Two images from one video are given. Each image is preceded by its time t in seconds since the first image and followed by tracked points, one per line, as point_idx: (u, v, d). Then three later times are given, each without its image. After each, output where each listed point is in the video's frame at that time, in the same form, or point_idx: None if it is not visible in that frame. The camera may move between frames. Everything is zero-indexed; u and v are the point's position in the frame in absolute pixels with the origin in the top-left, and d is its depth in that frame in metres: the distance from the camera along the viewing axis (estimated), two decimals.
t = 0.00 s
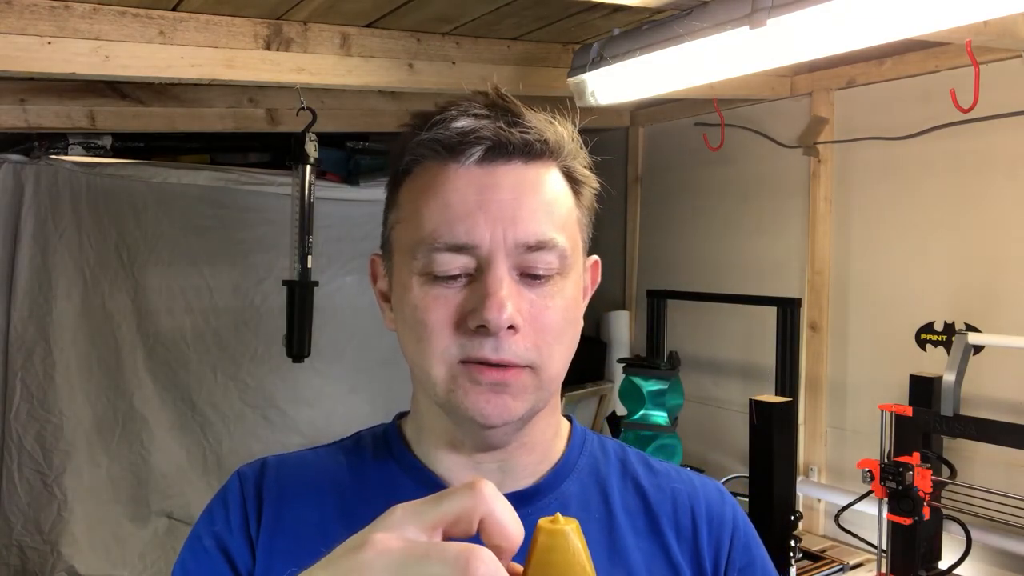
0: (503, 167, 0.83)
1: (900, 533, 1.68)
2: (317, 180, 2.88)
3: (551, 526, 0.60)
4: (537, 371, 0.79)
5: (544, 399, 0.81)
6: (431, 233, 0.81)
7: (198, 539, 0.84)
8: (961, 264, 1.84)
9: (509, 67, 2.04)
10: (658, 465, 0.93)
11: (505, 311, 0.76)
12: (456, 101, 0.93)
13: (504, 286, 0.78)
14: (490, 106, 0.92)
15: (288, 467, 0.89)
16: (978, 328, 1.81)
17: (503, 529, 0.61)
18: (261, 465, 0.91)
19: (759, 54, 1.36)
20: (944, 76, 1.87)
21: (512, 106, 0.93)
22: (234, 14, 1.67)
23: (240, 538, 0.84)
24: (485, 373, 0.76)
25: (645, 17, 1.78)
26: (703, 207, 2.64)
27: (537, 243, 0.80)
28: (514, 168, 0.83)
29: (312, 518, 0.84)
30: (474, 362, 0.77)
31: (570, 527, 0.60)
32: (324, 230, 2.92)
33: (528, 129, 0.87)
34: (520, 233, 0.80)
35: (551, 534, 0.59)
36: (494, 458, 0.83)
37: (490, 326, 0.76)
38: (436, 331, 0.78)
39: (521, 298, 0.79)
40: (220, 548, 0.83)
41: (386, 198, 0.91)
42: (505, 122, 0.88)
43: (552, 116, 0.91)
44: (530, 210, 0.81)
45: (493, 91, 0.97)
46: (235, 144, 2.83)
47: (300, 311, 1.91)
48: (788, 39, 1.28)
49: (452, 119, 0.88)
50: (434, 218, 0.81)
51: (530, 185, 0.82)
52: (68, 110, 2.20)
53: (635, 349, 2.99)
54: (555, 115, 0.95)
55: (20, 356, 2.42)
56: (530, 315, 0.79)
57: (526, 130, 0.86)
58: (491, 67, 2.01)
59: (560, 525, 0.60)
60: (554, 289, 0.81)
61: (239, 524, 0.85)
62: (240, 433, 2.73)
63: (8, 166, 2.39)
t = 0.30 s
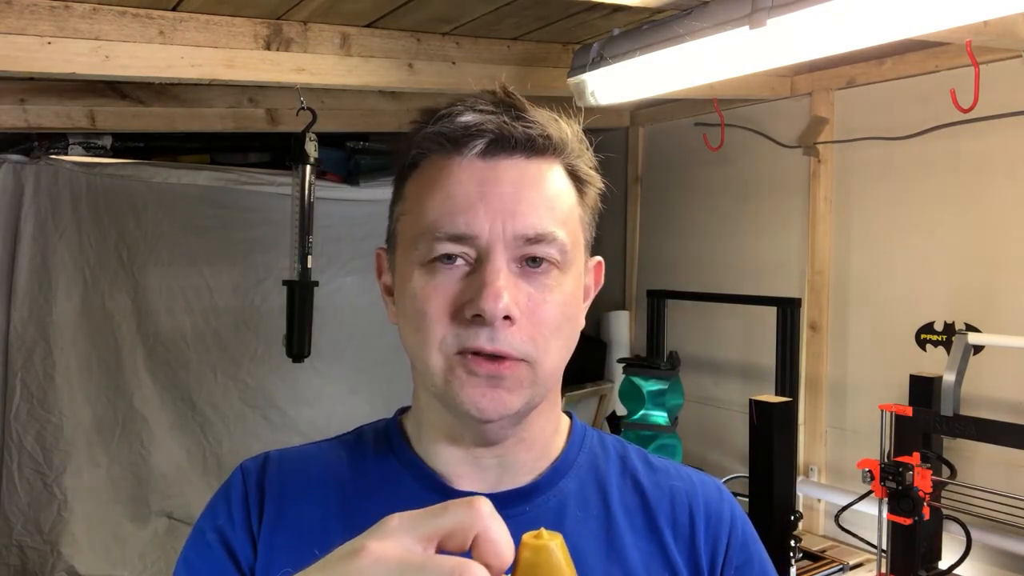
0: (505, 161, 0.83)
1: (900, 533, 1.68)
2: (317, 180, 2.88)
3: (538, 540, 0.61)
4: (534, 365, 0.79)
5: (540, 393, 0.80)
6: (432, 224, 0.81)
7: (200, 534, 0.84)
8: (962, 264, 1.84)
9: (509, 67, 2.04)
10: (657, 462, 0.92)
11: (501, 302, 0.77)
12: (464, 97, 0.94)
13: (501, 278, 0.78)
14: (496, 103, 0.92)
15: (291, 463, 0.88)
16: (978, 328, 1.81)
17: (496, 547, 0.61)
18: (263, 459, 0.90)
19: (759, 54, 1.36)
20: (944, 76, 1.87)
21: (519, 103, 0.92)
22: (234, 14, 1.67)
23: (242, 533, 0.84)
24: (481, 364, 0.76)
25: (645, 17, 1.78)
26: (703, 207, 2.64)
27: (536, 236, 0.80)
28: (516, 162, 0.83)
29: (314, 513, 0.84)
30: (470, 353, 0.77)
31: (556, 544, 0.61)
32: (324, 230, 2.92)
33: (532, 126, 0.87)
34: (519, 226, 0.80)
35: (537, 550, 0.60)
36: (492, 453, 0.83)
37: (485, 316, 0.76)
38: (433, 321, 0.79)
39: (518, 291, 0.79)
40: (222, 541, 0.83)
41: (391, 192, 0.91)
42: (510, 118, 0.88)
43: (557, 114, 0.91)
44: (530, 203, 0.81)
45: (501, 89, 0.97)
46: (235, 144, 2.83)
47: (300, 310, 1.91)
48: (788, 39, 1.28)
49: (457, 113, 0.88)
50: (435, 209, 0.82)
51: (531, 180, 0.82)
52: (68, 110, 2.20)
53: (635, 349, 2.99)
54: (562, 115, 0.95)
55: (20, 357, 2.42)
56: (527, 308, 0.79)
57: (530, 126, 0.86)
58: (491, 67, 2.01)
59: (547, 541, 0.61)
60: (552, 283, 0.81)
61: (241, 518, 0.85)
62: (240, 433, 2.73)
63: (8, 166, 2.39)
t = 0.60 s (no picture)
0: (511, 162, 0.83)
1: (900, 534, 1.68)
2: (317, 180, 2.88)
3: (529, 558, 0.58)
4: (537, 366, 0.79)
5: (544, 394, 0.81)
6: (437, 225, 0.81)
7: (210, 527, 0.84)
8: (962, 263, 1.84)
9: (509, 68, 2.04)
10: (663, 461, 0.92)
11: (503, 304, 0.77)
12: (472, 97, 0.93)
13: (504, 280, 0.79)
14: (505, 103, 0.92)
15: (301, 458, 0.88)
16: (978, 328, 1.81)
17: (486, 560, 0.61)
18: (273, 453, 0.91)
19: (758, 54, 1.36)
20: (944, 76, 1.87)
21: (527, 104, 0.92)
22: (234, 14, 1.67)
23: (251, 526, 0.85)
24: (483, 364, 0.77)
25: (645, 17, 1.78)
26: (703, 207, 2.64)
27: (541, 238, 0.80)
28: (522, 164, 0.83)
29: (321, 509, 0.84)
30: (473, 353, 0.77)
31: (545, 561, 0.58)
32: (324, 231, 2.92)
33: (539, 127, 0.87)
34: (524, 227, 0.80)
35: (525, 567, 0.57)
36: (497, 451, 0.83)
37: (488, 317, 0.77)
38: (437, 321, 0.79)
39: (521, 292, 0.79)
40: (230, 535, 0.84)
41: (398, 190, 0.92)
42: (517, 119, 0.88)
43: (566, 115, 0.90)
44: (536, 205, 0.81)
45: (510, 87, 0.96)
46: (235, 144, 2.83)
47: (300, 311, 1.91)
48: (788, 39, 1.28)
49: (465, 114, 0.88)
50: (440, 210, 0.82)
51: (537, 181, 0.82)
52: (68, 110, 2.20)
53: (635, 349, 2.99)
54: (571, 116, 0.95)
55: (20, 357, 2.42)
56: (530, 309, 0.79)
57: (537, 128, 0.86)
58: (491, 67, 2.01)
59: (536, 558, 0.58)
60: (556, 284, 0.81)
61: (250, 513, 0.86)
62: (240, 433, 2.73)
63: (8, 166, 2.39)
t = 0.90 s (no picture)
0: (508, 179, 0.81)
1: (900, 534, 1.68)
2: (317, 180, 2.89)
3: None
4: (542, 381, 0.80)
5: (550, 403, 0.83)
6: (436, 246, 0.81)
7: (221, 522, 0.84)
8: (962, 264, 1.84)
9: (509, 67, 2.04)
10: (668, 459, 0.92)
11: (508, 327, 0.78)
12: (462, 102, 0.90)
13: (508, 301, 0.79)
14: (496, 110, 0.88)
15: (312, 456, 0.88)
16: (978, 328, 1.81)
17: None
18: (284, 449, 0.90)
19: (758, 54, 1.36)
20: (944, 76, 1.87)
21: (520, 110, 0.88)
22: (234, 14, 1.67)
23: (261, 521, 0.84)
24: (489, 386, 0.78)
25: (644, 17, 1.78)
26: (703, 207, 2.64)
27: (543, 256, 0.80)
28: (519, 179, 0.81)
29: (332, 507, 0.84)
30: (479, 375, 0.79)
31: None
32: (324, 230, 2.91)
33: (534, 138, 0.84)
34: (525, 247, 0.79)
35: None
36: (504, 453, 0.84)
37: (493, 342, 0.78)
38: (442, 343, 0.80)
39: (525, 310, 0.80)
40: (241, 529, 0.84)
41: (393, 199, 0.90)
42: (511, 131, 0.84)
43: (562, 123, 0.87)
44: (535, 223, 0.80)
45: (501, 86, 0.93)
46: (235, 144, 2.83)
47: (300, 311, 1.91)
48: (788, 39, 1.28)
49: (457, 127, 0.85)
50: (439, 231, 0.81)
51: (536, 197, 0.80)
52: (68, 110, 2.20)
53: (635, 349, 2.99)
54: (563, 114, 0.92)
55: (20, 357, 2.43)
56: (534, 327, 0.80)
57: (532, 142, 0.83)
58: (491, 67, 2.01)
59: None
60: (558, 299, 0.82)
61: (260, 507, 0.85)
62: (240, 433, 2.73)
63: (8, 166, 2.39)
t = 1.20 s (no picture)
0: (500, 188, 0.80)
1: (900, 534, 1.68)
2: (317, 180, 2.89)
3: None
4: (542, 387, 0.81)
5: (551, 407, 0.83)
6: (431, 258, 0.80)
7: (224, 524, 0.84)
8: (962, 264, 1.84)
9: (509, 67, 2.04)
10: (666, 455, 0.92)
11: (509, 337, 0.78)
12: (446, 110, 0.89)
13: (507, 310, 0.79)
14: (481, 117, 0.88)
15: (315, 460, 0.88)
16: (978, 328, 1.81)
17: None
18: (286, 454, 0.90)
19: (758, 54, 1.36)
20: (944, 76, 1.87)
21: (505, 117, 0.88)
22: (234, 14, 1.67)
23: (265, 522, 0.84)
24: (492, 396, 0.79)
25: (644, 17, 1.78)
26: (703, 207, 2.64)
27: (539, 263, 0.80)
28: (511, 187, 0.80)
29: (335, 508, 0.84)
30: (480, 385, 0.79)
31: None
32: (324, 230, 2.91)
33: (524, 144, 0.84)
34: (521, 256, 0.79)
35: None
36: (505, 455, 0.84)
37: (495, 353, 0.78)
38: (442, 355, 0.80)
39: (524, 317, 0.80)
40: (245, 530, 0.83)
41: (383, 210, 0.89)
42: (499, 138, 0.84)
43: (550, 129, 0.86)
44: (530, 230, 0.79)
45: (485, 91, 0.92)
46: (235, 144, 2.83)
47: (300, 311, 1.91)
48: (788, 39, 1.28)
49: (444, 137, 0.84)
50: (433, 243, 0.80)
51: (529, 204, 0.80)
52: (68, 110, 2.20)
53: (635, 349, 2.99)
54: (545, 116, 0.92)
55: (20, 357, 2.43)
56: (533, 333, 0.80)
57: (522, 149, 0.83)
58: (491, 67, 2.01)
59: None
60: (556, 303, 0.82)
61: (264, 509, 0.85)
62: (240, 433, 2.73)
63: (8, 166, 2.39)
